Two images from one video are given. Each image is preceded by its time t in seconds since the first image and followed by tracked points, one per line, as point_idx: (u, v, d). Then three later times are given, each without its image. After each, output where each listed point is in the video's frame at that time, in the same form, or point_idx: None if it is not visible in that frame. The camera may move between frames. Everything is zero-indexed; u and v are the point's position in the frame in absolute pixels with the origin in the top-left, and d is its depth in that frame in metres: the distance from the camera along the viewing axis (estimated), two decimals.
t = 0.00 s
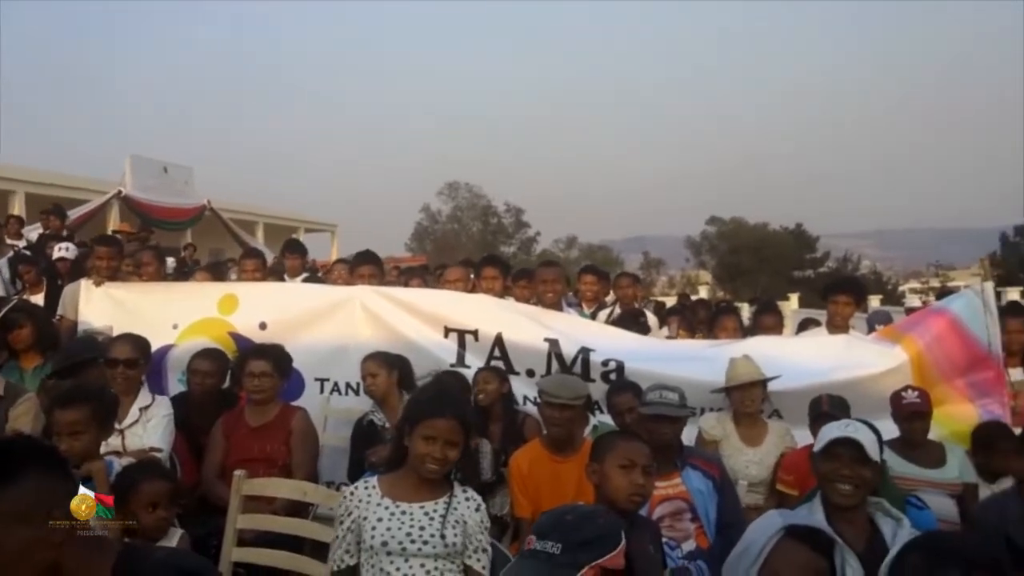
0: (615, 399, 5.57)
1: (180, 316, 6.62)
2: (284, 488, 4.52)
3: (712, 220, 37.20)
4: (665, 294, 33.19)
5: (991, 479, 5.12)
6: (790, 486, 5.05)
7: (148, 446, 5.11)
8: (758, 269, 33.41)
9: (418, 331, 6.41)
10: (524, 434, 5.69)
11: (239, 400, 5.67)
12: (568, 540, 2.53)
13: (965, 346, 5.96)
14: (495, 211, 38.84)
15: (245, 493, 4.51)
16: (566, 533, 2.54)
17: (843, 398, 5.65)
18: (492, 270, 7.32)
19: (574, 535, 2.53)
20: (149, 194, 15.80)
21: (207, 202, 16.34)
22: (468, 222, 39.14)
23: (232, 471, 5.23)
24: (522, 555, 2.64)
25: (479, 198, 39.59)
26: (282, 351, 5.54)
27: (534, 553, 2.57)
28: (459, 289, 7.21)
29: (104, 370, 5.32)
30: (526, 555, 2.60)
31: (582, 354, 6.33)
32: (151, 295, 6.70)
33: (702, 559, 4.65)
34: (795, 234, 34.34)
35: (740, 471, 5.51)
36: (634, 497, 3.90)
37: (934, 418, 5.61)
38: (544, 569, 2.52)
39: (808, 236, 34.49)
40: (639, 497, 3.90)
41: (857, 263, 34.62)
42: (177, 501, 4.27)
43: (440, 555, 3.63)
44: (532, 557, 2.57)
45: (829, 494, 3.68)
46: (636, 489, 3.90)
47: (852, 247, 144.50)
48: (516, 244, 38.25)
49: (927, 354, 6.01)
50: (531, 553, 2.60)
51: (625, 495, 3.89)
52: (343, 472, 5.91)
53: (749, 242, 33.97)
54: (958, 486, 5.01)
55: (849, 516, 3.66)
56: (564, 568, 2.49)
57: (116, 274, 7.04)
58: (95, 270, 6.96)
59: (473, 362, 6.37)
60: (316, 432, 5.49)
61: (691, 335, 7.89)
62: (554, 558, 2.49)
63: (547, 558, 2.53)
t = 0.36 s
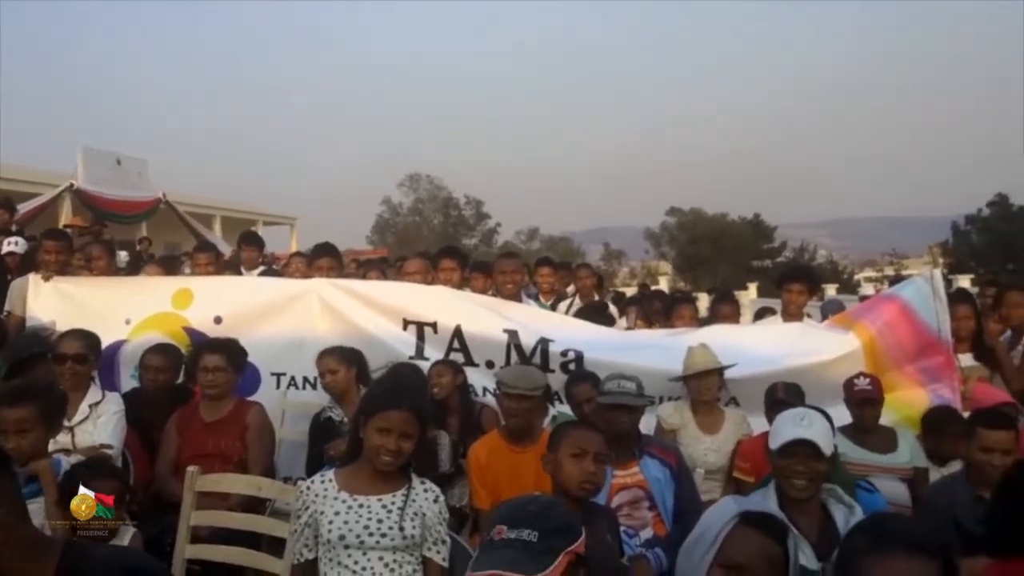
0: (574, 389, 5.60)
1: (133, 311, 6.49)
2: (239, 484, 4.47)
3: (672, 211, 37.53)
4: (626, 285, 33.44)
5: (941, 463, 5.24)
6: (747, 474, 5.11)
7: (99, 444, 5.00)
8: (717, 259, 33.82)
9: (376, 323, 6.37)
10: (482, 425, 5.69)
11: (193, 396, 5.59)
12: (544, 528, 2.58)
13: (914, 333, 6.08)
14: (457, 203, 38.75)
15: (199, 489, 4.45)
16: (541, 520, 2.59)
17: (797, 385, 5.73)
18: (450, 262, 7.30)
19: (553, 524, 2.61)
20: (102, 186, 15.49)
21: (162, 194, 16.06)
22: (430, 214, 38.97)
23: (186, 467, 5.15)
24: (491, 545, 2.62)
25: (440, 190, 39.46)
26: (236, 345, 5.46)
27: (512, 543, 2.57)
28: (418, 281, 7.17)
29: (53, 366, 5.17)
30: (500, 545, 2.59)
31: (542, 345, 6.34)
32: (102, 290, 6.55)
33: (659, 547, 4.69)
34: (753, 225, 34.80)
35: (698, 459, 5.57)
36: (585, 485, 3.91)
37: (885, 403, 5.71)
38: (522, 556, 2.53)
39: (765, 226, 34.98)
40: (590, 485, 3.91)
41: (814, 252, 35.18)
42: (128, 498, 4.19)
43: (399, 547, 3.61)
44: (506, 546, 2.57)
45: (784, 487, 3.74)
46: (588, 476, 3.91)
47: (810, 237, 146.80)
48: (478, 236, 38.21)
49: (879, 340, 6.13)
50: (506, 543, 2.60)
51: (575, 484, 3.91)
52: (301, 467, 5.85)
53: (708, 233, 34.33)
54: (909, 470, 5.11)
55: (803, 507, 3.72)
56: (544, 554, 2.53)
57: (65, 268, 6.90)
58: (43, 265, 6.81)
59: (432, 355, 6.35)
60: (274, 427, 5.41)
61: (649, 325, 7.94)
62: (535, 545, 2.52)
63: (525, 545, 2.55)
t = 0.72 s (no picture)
0: (535, 382, 5.61)
1: (87, 307, 6.36)
2: (194, 483, 4.40)
3: (636, 205, 37.73)
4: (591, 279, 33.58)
5: (894, 452, 5.33)
6: (705, 465, 5.17)
7: (51, 442, 4.90)
8: (681, 253, 34.10)
9: (336, 318, 6.32)
10: (444, 419, 5.68)
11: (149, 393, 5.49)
12: (573, 517, 2.87)
13: (869, 325, 6.19)
14: (422, 198, 38.59)
15: (154, 488, 4.38)
16: (573, 510, 2.87)
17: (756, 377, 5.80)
18: (412, 256, 7.26)
19: (577, 513, 2.90)
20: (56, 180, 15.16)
21: (119, 188, 15.77)
22: (395, 209, 38.77)
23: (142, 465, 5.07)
24: (521, 528, 2.83)
25: (405, 185, 39.26)
26: (192, 342, 5.36)
27: (545, 525, 2.82)
28: (379, 276, 7.13)
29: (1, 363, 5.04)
30: (533, 527, 2.82)
31: (503, 340, 6.34)
32: (55, 285, 6.41)
33: (618, 538, 4.72)
34: (717, 219, 35.12)
35: (658, 451, 5.61)
36: (534, 477, 3.96)
37: (841, 394, 5.80)
38: (557, 539, 2.80)
39: (728, 220, 35.33)
40: (539, 477, 3.96)
41: (776, 246, 35.63)
42: (79, 497, 4.11)
43: (360, 542, 3.60)
44: (541, 530, 2.82)
45: (740, 477, 3.77)
46: (536, 469, 3.95)
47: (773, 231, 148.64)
48: (443, 230, 38.10)
49: (835, 331, 6.23)
50: (535, 526, 2.83)
51: (526, 476, 3.95)
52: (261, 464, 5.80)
53: (673, 227, 34.60)
54: (863, 459, 5.19)
55: (759, 497, 3.76)
56: (576, 539, 2.83)
57: (15, 264, 6.74)
58: None
59: (394, 349, 6.32)
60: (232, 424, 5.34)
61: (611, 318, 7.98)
62: (570, 529, 2.80)
63: (560, 530, 2.82)
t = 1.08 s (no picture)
0: (495, 373, 5.63)
1: (37, 299, 6.23)
2: (148, 477, 4.36)
3: (599, 197, 37.93)
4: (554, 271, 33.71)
5: (846, 439, 5.44)
6: (663, 454, 5.23)
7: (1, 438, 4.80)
8: (643, 245, 34.37)
9: (293, 310, 6.28)
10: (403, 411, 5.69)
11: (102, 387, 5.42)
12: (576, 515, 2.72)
13: (822, 315, 6.31)
14: (384, 190, 38.38)
15: (106, 483, 4.35)
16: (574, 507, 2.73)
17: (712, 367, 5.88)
18: (371, 248, 7.24)
19: (578, 513, 2.75)
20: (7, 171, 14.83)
21: (73, 179, 15.47)
22: (357, 201, 38.52)
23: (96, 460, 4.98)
24: (535, 527, 2.64)
25: (367, 177, 39.01)
26: (149, 336, 5.32)
27: (557, 525, 2.65)
28: (338, 268, 7.10)
29: None
30: (544, 526, 2.63)
31: (463, 331, 6.35)
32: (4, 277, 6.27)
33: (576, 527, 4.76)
34: (678, 211, 35.44)
35: (616, 440, 5.67)
36: (492, 468, 3.97)
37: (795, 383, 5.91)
38: (573, 538, 2.63)
39: (689, 213, 35.67)
40: (497, 467, 3.96)
41: (736, 238, 36.06)
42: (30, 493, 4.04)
43: (299, 540, 3.48)
44: (551, 528, 2.65)
45: (694, 464, 3.83)
46: (493, 459, 3.96)
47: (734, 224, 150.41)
48: (406, 223, 37.94)
49: (789, 321, 6.36)
50: (544, 525, 2.65)
51: (483, 467, 3.96)
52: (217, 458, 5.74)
53: (634, 220, 34.85)
54: (817, 447, 5.28)
55: (712, 484, 3.82)
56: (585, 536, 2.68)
57: None
58: None
59: (353, 342, 6.30)
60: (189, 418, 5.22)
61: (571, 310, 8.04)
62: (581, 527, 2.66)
63: (569, 528, 2.66)
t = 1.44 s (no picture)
0: (459, 363, 5.61)
1: None
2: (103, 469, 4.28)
3: (567, 188, 37.98)
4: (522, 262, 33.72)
5: (806, 427, 5.51)
6: (626, 443, 5.25)
7: None
8: (610, 236, 34.51)
9: (255, 300, 6.20)
10: (367, 401, 5.64)
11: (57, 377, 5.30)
12: (539, 508, 2.71)
13: (783, 304, 6.38)
14: (350, 179, 38.09)
15: (59, 475, 4.24)
16: (538, 501, 2.71)
17: (675, 357, 5.92)
18: (333, 237, 7.17)
19: (541, 505, 2.74)
20: None
21: (29, 165, 15.15)
22: (323, 191, 38.18)
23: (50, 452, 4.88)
24: (499, 521, 2.61)
25: (334, 166, 38.69)
26: (107, 326, 5.22)
27: (521, 519, 2.63)
28: (301, 257, 7.02)
29: None
30: (509, 521, 2.61)
31: (427, 321, 6.31)
32: None
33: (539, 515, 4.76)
34: (646, 202, 35.61)
35: (580, 429, 5.67)
36: (454, 458, 3.94)
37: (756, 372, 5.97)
38: (535, 533, 2.62)
39: (656, 204, 35.86)
40: (460, 458, 3.94)
41: (702, 229, 36.35)
42: None
43: (228, 540, 3.32)
44: (515, 522, 2.63)
45: (655, 450, 3.85)
46: (456, 449, 3.93)
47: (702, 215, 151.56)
48: (373, 213, 37.70)
49: (751, 311, 6.40)
50: (508, 519, 2.63)
51: (446, 457, 3.93)
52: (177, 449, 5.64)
53: (602, 211, 34.96)
54: (777, 435, 5.33)
55: (671, 470, 3.84)
56: (546, 530, 2.67)
57: None
58: None
59: (315, 332, 6.23)
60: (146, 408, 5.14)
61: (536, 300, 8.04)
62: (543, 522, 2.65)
63: (531, 522, 2.65)
